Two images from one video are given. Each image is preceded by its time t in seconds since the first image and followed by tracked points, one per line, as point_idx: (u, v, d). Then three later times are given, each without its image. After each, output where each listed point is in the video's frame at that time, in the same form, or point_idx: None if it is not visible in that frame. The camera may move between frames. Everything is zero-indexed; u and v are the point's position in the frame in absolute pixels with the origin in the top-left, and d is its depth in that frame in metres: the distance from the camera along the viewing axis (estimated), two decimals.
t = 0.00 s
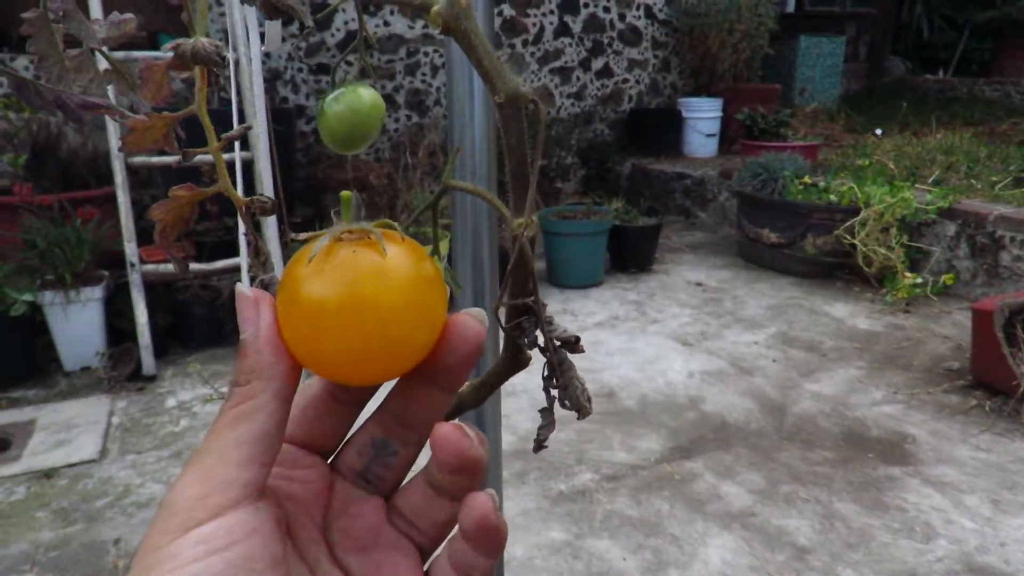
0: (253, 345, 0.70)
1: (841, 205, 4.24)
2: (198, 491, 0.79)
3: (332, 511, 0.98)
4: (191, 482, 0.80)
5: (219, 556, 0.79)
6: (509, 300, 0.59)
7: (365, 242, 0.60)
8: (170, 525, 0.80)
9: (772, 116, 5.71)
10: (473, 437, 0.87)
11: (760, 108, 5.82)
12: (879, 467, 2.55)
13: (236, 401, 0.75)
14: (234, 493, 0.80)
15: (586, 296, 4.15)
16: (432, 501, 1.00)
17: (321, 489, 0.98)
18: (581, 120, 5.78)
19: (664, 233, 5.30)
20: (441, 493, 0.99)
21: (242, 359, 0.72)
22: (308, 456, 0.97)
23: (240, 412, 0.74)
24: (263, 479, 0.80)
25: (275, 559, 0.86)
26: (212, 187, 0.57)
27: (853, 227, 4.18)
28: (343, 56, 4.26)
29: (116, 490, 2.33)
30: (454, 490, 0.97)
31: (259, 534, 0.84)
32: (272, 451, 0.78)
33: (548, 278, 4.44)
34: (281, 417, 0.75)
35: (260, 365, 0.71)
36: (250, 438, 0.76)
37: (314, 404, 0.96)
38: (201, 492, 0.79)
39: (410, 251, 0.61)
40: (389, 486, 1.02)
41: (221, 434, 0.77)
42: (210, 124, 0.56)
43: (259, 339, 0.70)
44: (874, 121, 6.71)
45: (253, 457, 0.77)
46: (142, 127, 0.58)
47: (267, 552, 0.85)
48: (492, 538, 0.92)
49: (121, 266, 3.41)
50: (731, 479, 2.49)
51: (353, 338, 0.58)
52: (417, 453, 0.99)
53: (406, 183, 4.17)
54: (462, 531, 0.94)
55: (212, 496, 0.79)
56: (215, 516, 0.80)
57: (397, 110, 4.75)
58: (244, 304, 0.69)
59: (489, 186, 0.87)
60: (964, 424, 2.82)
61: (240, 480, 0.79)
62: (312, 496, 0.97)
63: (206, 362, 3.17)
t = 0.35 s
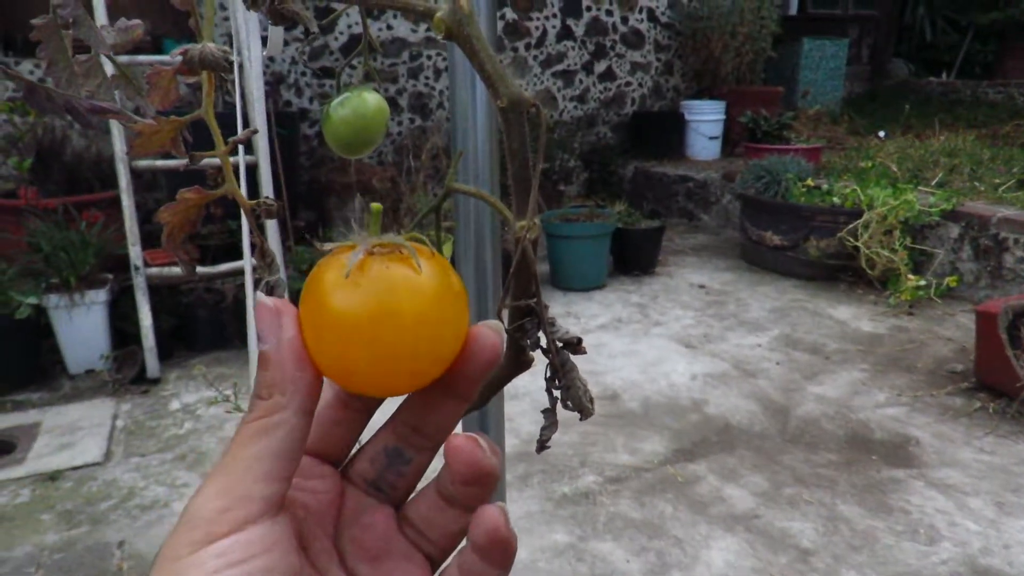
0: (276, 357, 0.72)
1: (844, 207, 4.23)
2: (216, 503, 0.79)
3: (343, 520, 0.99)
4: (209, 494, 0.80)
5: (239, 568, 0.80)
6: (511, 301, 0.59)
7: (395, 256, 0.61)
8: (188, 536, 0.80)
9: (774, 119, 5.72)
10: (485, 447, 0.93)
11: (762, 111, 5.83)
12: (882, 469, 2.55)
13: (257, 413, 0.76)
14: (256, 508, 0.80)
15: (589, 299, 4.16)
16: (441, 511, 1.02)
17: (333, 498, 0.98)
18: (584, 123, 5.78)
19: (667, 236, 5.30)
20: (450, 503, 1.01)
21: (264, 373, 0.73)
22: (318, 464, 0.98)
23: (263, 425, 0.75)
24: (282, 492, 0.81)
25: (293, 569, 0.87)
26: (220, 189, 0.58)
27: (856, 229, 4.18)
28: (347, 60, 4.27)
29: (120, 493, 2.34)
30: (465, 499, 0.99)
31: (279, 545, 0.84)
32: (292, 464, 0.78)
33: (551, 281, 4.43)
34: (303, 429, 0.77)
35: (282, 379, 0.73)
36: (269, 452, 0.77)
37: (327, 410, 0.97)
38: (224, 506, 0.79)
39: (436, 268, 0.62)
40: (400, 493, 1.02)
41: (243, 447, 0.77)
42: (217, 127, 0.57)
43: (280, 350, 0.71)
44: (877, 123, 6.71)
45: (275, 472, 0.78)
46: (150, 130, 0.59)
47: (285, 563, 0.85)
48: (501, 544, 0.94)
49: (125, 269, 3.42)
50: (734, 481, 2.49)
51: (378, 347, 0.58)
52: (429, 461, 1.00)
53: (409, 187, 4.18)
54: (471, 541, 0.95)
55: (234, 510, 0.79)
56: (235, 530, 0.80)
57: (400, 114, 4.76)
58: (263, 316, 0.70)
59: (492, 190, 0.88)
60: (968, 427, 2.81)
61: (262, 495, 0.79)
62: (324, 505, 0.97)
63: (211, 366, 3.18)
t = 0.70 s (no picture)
0: (288, 363, 0.71)
1: (847, 209, 4.23)
2: (211, 501, 0.80)
3: (337, 509, 0.97)
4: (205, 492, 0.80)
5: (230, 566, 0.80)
6: (519, 299, 0.59)
7: (419, 281, 0.59)
8: (183, 532, 0.81)
9: (777, 121, 5.72)
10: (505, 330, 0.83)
11: (765, 113, 5.83)
12: (886, 471, 2.55)
13: (261, 415, 0.76)
14: (247, 510, 0.80)
15: (592, 301, 4.16)
16: (431, 478, 0.93)
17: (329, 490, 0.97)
18: (587, 125, 5.77)
19: (670, 238, 5.30)
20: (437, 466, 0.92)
21: (276, 375, 0.73)
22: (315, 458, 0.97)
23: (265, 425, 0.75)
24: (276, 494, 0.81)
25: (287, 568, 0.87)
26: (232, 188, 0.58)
27: (859, 231, 4.18)
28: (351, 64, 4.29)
29: (124, 494, 2.34)
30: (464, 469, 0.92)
31: (271, 546, 0.84)
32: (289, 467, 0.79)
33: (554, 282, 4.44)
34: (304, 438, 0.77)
35: (292, 385, 0.73)
36: (269, 459, 0.77)
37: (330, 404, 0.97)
38: (216, 505, 0.79)
39: (460, 291, 0.61)
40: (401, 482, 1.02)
41: (241, 448, 0.78)
42: (229, 126, 0.57)
43: (296, 358, 0.70)
44: (880, 125, 6.70)
45: (268, 477, 0.79)
46: (163, 131, 0.59)
47: (280, 562, 0.85)
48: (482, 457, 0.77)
49: (129, 271, 3.43)
50: (738, 483, 2.49)
51: (399, 377, 0.59)
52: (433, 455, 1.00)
53: (412, 189, 4.19)
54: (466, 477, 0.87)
55: (223, 510, 0.80)
56: (225, 529, 0.81)
57: (403, 116, 4.77)
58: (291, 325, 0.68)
59: (498, 189, 0.88)
60: (973, 429, 2.81)
61: (252, 497, 0.80)
62: (321, 498, 0.95)
63: (214, 367, 3.19)
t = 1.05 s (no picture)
0: (298, 376, 0.71)
1: (852, 204, 4.22)
2: (214, 509, 0.80)
3: (342, 514, 0.97)
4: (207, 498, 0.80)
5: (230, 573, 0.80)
6: (524, 294, 0.59)
7: (433, 297, 0.58)
8: (181, 538, 0.80)
9: (782, 117, 5.70)
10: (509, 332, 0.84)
11: (770, 108, 5.82)
12: (892, 467, 2.54)
13: (271, 426, 0.77)
14: (249, 519, 0.80)
15: (596, 298, 4.15)
16: (439, 485, 0.94)
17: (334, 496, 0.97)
18: (590, 122, 5.76)
19: (674, 234, 5.29)
20: (447, 474, 0.92)
21: (286, 389, 0.73)
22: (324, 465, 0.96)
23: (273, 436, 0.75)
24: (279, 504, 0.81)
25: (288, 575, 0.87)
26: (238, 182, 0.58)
27: (864, 227, 4.17)
28: (354, 61, 4.28)
29: (130, 492, 2.35)
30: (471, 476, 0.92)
31: (272, 553, 0.84)
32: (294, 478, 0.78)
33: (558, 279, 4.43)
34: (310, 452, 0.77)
35: (303, 399, 0.73)
36: (276, 469, 0.77)
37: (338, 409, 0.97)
38: (218, 513, 0.79)
39: (474, 304, 0.60)
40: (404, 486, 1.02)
41: (249, 459, 0.78)
42: (233, 118, 0.57)
43: (306, 371, 0.70)
44: (885, 120, 6.68)
45: (273, 486, 0.79)
46: (168, 124, 0.59)
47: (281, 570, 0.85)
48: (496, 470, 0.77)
49: (134, 270, 3.43)
50: (743, 479, 2.49)
51: (412, 392, 0.59)
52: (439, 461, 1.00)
53: (416, 186, 4.19)
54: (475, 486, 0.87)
55: (225, 519, 0.79)
56: (226, 536, 0.80)
57: (407, 114, 4.77)
58: (300, 338, 0.68)
59: (503, 183, 0.88)
60: (979, 424, 2.80)
61: (254, 506, 0.80)
62: (326, 504, 0.96)
63: (219, 365, 3.20)
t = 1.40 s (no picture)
0: (305, 377, 0.72)
1: (856, 203, 4.21)
2: (214, 505, 0.80)
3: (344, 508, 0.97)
4: (208, 494, 0.81)
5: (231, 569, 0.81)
6: (531, 293, 0.59)
7: (433, 296, 0.58)
8: (180, 534, 0.80)
9: (786, 116, 5.69)
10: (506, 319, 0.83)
11: (773, 107, 5.82)
12: (896, 466, 2.54)
13: (276, 425, 0.77)
14: (249, 515, 0.81)
15: (599, 297, 4.15)
16: (444, 477, 0.94)
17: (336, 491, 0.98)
18: (594, 121, 5.75)
19: (678, 234, 5.29)
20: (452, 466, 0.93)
21: (293, 391, 0.74)
22: (329, 458, 0.97)
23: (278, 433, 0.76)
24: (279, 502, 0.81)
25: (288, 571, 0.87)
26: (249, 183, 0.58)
27: (868, 226, 4.16)
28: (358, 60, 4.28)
29: (136, 491, 2.36)
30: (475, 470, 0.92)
31: (271, 550, 0.84)
32: (296, 476, 0.79)
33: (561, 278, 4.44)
34: (314, 454, 0.78)
35: (308, 401, 0.74)
36: (277, 466, 0.78)
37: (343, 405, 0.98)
38: (219, 509, 0.80)
39: (473, 299, 0.60)
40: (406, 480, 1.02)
41: (252, 458, 0.79)
42: (245, 120, 0.57)
43: (312, 370, 0.71)
44: (889, 119, 6.66)
45: (274, 484, 0.79)
46: (180, 126, 0.60)
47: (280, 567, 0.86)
48: (501, 461, 0.77)
49: (138, 269, 3.44)
50: (747, 478, 2.49)
51: (415, 389, 0.59)
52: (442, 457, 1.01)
53: (419, 186, 4.19)
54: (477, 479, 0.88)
55: (226, 515, 0.80)
56: (225, 532, 0.81)
57: (410, 113, 4.77)
58: (303, 337, 0.69)
59: (509, 184, 0.89)
60: (983, 424, 2.79)
61: (254, 504, 0.80)
62: (328, 498, 0.96)
63: (224, 364, 3.20)
